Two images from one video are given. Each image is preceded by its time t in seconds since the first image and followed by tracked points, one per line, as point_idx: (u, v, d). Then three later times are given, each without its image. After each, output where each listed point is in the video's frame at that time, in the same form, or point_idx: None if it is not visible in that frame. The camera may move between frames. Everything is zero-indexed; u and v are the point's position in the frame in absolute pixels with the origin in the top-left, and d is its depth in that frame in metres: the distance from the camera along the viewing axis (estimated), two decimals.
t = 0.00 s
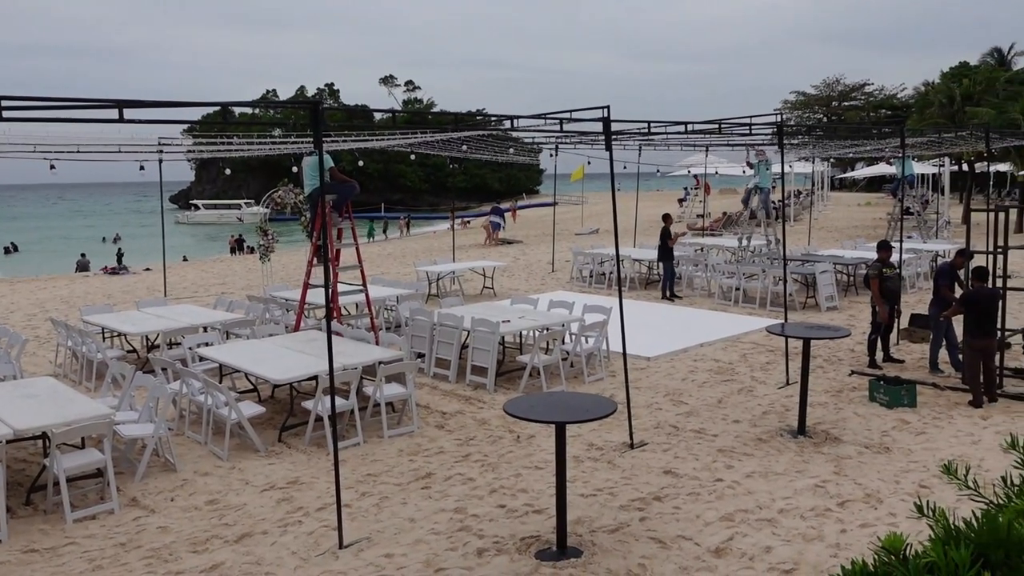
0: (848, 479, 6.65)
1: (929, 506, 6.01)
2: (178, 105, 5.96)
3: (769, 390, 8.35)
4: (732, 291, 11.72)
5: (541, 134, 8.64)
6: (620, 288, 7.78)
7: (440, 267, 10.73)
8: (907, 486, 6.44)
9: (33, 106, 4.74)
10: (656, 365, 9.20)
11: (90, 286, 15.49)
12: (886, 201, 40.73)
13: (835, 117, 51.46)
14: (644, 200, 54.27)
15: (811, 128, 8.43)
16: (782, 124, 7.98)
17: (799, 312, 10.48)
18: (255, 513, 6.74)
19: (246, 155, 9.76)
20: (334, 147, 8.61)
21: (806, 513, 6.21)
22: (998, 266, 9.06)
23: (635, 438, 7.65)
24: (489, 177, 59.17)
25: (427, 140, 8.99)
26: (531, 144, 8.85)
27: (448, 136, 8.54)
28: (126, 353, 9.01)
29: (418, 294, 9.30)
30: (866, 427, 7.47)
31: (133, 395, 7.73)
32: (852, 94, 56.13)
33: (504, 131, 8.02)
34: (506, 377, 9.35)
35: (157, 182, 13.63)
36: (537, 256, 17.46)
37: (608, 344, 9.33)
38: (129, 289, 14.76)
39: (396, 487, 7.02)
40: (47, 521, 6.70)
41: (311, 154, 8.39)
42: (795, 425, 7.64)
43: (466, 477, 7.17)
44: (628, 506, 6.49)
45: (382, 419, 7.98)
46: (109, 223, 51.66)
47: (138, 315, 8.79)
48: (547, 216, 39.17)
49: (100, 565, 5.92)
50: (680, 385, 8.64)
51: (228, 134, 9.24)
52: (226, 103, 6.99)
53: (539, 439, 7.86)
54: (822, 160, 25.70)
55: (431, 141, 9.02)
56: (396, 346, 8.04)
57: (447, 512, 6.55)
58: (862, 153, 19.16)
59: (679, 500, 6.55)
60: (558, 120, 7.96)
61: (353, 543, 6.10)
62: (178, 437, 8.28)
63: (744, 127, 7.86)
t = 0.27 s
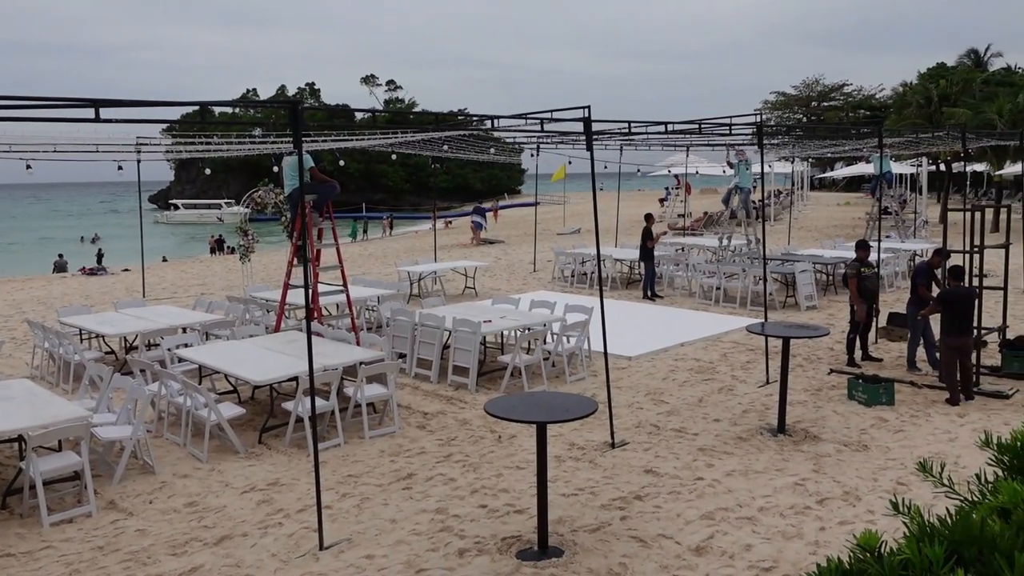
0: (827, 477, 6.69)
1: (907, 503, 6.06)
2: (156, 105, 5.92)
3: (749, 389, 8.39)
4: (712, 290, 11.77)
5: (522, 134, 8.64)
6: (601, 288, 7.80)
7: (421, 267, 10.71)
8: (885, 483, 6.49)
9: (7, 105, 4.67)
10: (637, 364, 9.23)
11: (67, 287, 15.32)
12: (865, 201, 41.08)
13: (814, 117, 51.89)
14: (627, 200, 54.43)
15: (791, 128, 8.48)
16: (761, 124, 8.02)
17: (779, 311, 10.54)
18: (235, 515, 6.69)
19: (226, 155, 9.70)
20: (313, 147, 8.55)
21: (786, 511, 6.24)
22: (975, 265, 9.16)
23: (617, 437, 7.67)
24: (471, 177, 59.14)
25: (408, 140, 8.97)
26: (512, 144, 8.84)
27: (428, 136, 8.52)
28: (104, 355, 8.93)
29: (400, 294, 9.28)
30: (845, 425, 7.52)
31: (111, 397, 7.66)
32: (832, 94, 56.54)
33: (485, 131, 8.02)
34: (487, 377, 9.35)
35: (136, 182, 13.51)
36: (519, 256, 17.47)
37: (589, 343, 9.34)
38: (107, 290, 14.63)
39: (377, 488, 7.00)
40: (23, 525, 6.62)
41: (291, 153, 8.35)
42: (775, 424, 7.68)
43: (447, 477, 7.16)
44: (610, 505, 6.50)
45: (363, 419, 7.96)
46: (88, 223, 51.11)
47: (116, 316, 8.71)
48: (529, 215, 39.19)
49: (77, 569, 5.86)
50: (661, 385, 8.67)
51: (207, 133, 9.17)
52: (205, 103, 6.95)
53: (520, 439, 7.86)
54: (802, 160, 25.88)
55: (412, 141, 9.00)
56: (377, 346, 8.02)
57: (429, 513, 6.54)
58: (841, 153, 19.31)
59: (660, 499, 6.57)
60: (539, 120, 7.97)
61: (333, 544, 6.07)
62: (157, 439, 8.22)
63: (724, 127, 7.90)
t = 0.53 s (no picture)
0: (807, 476, 6.73)
1: (885, 501, 6.11)
2: (134, 104, 5.87)
3: (729, 389, 8.44)
4: (693, 290, 11.82)
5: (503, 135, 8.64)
6: (582, 288, 7.81)
7: (402, 268, 10.68)
8: (864, 482, 6.54)
9: None
10: (619, 364, 9.25)
11: (44, 289, 15.15)
12: (844, 201, 41.46)
13: (793, 119, 52.27)
14: (609, 200, 54.60)
15: (770, 130, 8.54)
16: (741, 125, 8.07)
17: (759, 311, 10.60)
18: (214, 518, 6.64)
19: (205, 155, 9.63)
20: (293, 147, 8.49)
21: (765, 510, 6.28)
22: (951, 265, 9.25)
23: (598, 438, 7.68)
24: (452, 178, 59.09)
25: (389, 141, 8.95)
26: (492, 145, 8.84)
27: (409, 136, 8.49)
28: (81, 357, 8.84)
29: (381, 295, 9.24)
30: (823, 425, 7.57)
31: (88, 400, 7.58)
32: (811, 95, 57.00)
33: (466, 132, 8.01)
34: (469, 377, 9.33)
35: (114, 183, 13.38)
36: (500, 257, 17.48)
37: (570, 344, 9.35)
38: (85, 291, 14.49)
39: (357, 490, 6.97)
40: None
41: (270, 153, 8.29)
42: (755, 423, 7.72)
43: (428, 478, 7.14)
44: (591, 506, 6.51)
45: (343, 421, 7.92)
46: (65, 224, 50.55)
47: (93, 317, 8.63)
48: (510, 216, 39.20)
49: (54, 573, 5.80)
50: (642, 385, 8.70)
51: (186, 133, 9.10)
52: (184, 103, 6.90)
53: (501, 440, 7.85)
54: (781, 160, 26.08)
55: (392, 142, 8.96)
56: (358, 348, 7.99)
57: (410, 514, 6.52)
58: (820, 154, 19.46)
59: (641, 499, 6.58)
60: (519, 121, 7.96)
61: (313, 546, 6.04)
62: (135, 442, 8.14)
63: (704, 128, 7.94)
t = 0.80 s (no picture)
0: (787, 476, 6.78)
1: (864, 499, 6.16)
2: (112, 104, 5.82)
3: (710, 389, 8.48)
4: (674, 291, 11.87)
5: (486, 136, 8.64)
6: (564, 289, 7.83)
7: (384, 269, 10.65)
8: (843, 481, 6.59)
9: None
10: (600, 365, 9.28)
11: (19, 291, 14.97)
12: (823, 203, 41.82)
13: (773, 121, 52.66)
14: (591, 202, 54.76)
15: (751, 132, 8.59)
16: (721, 127, 8.11)
17: (740, 312, 10.67)
18: (194, 521, 6.59)
19: (185, 155, 9.55)
20: (272, 148, 8.42)
21: (746, 510, 6.31)
22: (929, 266, 9.35)
23: (580, 438, 7.69)
24: (434, 179, 59.05)
25: (371, 142, 8.92)
26: (474, 146, 8.83)
27: (390, 137, 8.46)
28: (58, 360, 8.74)
29: (363, 297, 9.21)
30: (803, 424, 7.62)
31: (66, 402, 7.49)
32: (791, 97, 57.44)
33: (448, 133, 8.00)
34: (451, 379, 9.32)
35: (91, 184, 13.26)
36: (481, 258, 17.48)
37: (552, 345, 9.36)
38: (62, 293, 14.34)
39: (339, 492, 6.94)
40: None
41: (251, 154, 8.24)
42: (736, 423, 7.76)
43: (410, 480, 7.12)
44: (573, 506, 6.52)
45: (324, 423, 7.89)
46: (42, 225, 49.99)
47: (71, 320, 8.54)
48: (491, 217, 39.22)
49: None
50: (623, 385, 8.72)
51: (166, 134, 9.03)
52: (162, 103, 6.84)
53: (483, 441, 7.85)
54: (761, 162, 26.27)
55: (374, 142, 8.93)
56: (339, 349, 7.96)
57: (392, 516, 6.50)
58: (799, 156, 19.61)
59: (623, 499, 6.60)
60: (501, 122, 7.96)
61: (295, 549, 6.01)
62: (114, 445, 8.06)
63: (685, 130, 7.98)
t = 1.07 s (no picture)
0: (768, 476, 6.81)
1: (844, 498, 6.21)
2: (91, 105, 5.78)
3: (692, 390, 8.51)
4: (656, 292, 11.91)
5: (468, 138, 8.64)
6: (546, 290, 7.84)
7: (366, 271, 10.63)
8: (823, 481, 6.63)
9: None
10: (583, 366, 9.30)
11: None
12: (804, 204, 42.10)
13: (755, 123, 53.01)
14: (575, 203, 54.92)
15: (732, 133, 8.63)
16: (702, 128, 8.14)
17: (721, 312, 10.72)
18: (174, 525, 6.54)
19: (165, 157, 9.49)
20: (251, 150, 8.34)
21: (728, 510, 6.34)
22: (908, 266, 9.44)
23: (562, 439, 7.70)
24: (418, 180, 59.01)
25: (353, 143, 8.90)
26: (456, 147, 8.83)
27: (372, 138, 8.43)
28: (36, 363, 8.66)
29: (345, 299, 9.19)
30: (784, 424, 7.67)
31: (44, 406, 7.41)
32: (771, 99, 57.79)
33: (431, 134, 7.99)
34: (433, 380, 9.31)
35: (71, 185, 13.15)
36: (464, 259, 17.49)
37: (535, 346, 9.37)
38: (40, 295, 14.21)
39: (321, 494, 6.91)
40: None
41: (231, 156, 8.19)
42: (717, 423, 7.80)
43: (392, 482, 7.10)
44: (555, 507, 6.52)
45: (306, 425, 7.86)
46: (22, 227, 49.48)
47: (50, 322, 8.46)
48: (475, 218, 39.23)
49: None
50: (605, 386, 8.74)
51: (147, 135, 8.97)
52: (141, 104, 6.78)
53: (466, 443, 7.84)
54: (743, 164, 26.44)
55: (356, 144, 8.90)
56: (321, 351, 7.93)
57: (374, 519, 6.48)
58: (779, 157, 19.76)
59: (605, 500, 6.61)
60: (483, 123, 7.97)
61: (276, 552, 5.98)
62: (93, 449, 7.99)
63: (666, 131, 8.01)
